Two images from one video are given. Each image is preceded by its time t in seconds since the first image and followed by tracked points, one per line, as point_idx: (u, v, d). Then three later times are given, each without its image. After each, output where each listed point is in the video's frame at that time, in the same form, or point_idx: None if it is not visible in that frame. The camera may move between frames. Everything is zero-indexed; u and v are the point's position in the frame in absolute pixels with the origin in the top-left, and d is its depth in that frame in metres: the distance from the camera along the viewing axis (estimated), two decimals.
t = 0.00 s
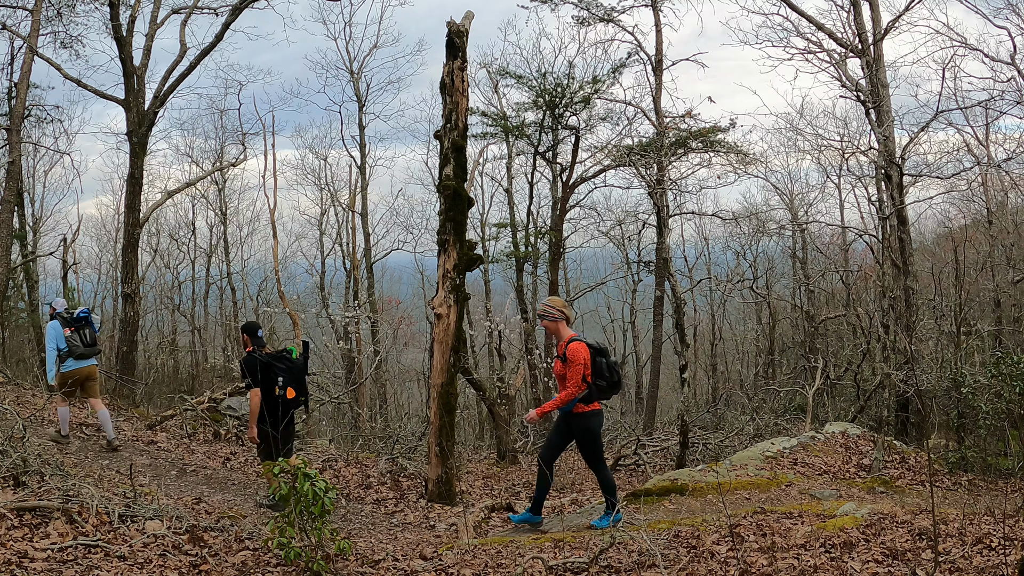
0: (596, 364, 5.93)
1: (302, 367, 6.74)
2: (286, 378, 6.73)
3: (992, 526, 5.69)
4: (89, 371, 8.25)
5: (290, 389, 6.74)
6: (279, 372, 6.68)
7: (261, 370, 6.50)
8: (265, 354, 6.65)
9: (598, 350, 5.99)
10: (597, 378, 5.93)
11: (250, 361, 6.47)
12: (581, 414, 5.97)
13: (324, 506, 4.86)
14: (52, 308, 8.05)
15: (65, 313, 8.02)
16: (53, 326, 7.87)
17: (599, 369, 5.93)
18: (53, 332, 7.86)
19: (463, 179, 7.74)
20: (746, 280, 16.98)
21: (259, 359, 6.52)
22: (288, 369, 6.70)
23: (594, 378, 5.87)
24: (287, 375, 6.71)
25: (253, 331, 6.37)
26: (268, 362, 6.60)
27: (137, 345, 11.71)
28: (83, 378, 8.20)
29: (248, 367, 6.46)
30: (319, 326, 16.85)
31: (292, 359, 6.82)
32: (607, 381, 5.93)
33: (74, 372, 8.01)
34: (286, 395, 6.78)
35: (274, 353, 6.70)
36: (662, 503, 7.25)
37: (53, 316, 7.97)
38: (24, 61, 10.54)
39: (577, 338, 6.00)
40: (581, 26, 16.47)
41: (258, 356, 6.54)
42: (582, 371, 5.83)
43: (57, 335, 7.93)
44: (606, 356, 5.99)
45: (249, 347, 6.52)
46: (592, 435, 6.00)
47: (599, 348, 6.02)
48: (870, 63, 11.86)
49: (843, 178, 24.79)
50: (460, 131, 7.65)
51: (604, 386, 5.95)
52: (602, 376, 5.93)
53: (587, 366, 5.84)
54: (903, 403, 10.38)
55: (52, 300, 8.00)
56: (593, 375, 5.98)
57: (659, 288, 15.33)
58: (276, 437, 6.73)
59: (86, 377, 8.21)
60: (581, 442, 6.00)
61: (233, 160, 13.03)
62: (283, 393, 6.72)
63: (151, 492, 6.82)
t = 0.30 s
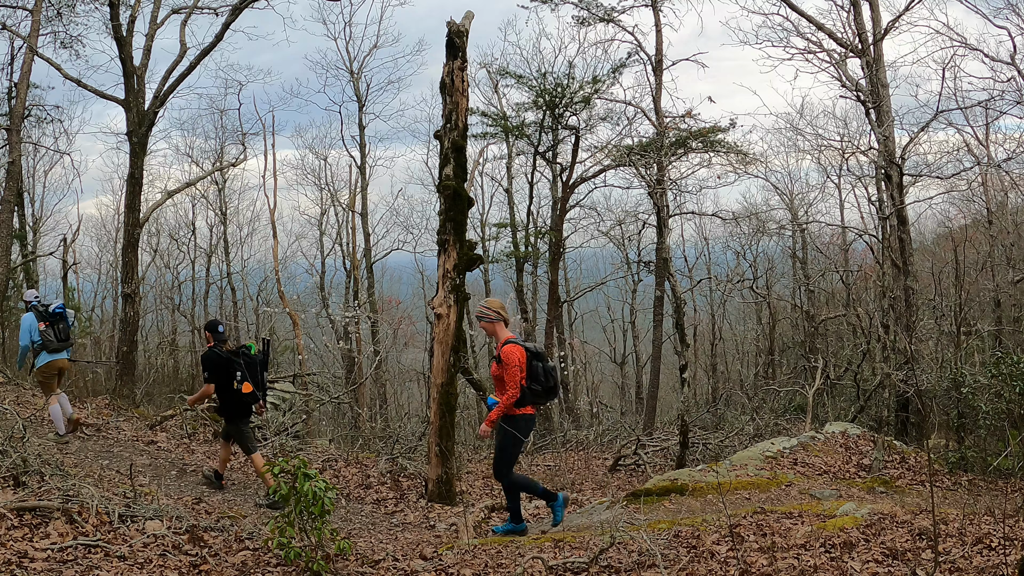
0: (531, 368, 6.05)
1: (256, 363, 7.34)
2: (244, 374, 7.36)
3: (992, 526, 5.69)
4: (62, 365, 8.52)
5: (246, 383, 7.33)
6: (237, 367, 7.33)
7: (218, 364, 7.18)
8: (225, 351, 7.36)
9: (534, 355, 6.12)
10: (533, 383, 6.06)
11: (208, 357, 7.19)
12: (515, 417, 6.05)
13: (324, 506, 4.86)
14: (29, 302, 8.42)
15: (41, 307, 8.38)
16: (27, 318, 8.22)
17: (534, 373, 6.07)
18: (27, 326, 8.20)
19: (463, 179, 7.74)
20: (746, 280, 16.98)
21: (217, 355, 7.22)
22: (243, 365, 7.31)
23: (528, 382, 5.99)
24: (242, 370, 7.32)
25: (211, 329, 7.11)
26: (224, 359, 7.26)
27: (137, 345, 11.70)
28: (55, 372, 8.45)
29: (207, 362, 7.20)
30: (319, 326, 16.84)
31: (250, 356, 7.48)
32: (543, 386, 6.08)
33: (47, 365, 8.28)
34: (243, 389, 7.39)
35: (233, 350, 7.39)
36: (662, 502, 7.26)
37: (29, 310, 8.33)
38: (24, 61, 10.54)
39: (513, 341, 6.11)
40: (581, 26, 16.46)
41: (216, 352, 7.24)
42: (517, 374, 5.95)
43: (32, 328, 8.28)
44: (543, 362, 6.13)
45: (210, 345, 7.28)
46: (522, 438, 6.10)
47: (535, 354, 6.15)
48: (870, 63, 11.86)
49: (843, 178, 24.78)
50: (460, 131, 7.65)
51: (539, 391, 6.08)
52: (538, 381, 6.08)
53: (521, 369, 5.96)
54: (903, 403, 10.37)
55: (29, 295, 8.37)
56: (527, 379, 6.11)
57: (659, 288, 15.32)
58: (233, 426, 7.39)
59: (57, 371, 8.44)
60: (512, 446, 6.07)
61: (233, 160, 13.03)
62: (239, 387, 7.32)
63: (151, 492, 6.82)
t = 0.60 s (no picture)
0: (467, 379, 6.00)
1: (221, 346, 7.38)
2: (207, 358, 7.32)
3: (991, 526, 5.70)
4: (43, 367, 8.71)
5: (209, 367, 7.31)
6: (200, 352, 7.29)
7: (185, 347, 7.12)
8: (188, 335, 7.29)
9: (474, 365, 6.03)
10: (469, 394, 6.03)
11: (175, 341, 7.10)
12: (452, 423, 6.11)
13: (324, 506, 4.86)
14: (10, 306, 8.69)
15: (21, 311, 8.66)
16: (8, 321, 8.49)
17: (471, 385, 6.03)
18: (8, 327, 8.44)
19: (463, 179, 7.74)
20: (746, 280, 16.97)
21: (181, 337, 7.17)
22: (208, 348, 7.30)
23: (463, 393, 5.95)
24: (206, 353, 7.31)
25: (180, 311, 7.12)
26: (189, 341, 7.22)
27: (137, 345, 11.70)
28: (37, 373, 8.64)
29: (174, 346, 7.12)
30: (319, 326, 16.84)
31: (213, 341, 7.46)
32: (477, 399, 6.04)
33: (28, 366, 8.50)
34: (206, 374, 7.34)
35: (197, 335, 7.35)
36: (662, 502, 7.26)
37: (10, 314, 8.61)
38: (24, 61, 10.54)
39: (455, 350, 6.03)
40: (581, 26, 16.45)
41: (181, 334, 7.21)
42: (452, 384, 5.91)
43: (13, 331, 8.51)
44: (483, 375, 6.05)
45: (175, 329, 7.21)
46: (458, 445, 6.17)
47: (477, 364, 6.06)
48: (870, 63, 11.86)
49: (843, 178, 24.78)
50: (460, 131, 7.65)
51: (474, 402, 6.06)
52: (474, 393, 6.03)
53: (455, 378, 5.89)
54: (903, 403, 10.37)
55: (10, 300, 8.65)
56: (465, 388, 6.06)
57: (659, 288, 15.32)
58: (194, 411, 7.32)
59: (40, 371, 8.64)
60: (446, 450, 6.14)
61: (233, 160, 13.02)
62: (202, 370, 7.28)
63: (151, 492, 6.82)
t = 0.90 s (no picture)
0: (398, 396, 5.96)
1: (188, 346, 7.54)
2: (173, 357, 7.46)
3: (991, 526, 5.70)
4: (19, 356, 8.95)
5: (177, 366, 7.46)
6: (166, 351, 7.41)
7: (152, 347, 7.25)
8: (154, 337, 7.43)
9: (406, 383, 5.99)
10: (400, 411, 5.97)
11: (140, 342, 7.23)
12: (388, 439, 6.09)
13: (324, 506, 4.87)
14: None
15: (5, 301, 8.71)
16: None
17: (402, 401, 5.97)
18: None
19: (463, 179, 7.75)
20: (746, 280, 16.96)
21: (148, 338, 7.31)
22: (175, 348, 7.46)
23: (392, 410, 5.92)
24: (173, 353, 7.46)
25: (147, 313, 7.26)
26: (156, 342, 7.37)
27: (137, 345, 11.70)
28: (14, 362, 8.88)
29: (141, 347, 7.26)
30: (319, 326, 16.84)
31: (178, 341, 7.59)
32: (408, 415, 5.95)
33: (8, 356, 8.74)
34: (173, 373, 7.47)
35: (162, 336, 7.48)
36: (662, 502, 7.26)
37: None
38: (24, 61, 10.54)
39: (388, 368, 6.06)
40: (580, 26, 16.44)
41: (148, 335, 7.35)
42: (380, 401, 5.91)
43: None
44: (414, 391, 5.97)
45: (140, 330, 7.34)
46: (399, 461, 6.10)
47: (410, 381, 6.01)
48: (870, 63, 11.86)
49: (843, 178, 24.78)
50: (460, 131, 7.66)
51: (407, 418, 5.98)
52: (405, 410, 5.96)
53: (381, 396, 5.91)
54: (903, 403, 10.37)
55: None
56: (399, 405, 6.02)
57: (659, 288, 15.33)
58: (164, 409, 7.48)
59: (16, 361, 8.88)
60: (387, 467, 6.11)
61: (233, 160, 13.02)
62: (170, 369, 7.43)
63: (151, 492, 6.82)
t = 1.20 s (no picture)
0: (347, 392, 6.05)
1: (155, 338, 7.84)
2: (140, 349, 7.75)
3: (992, 526, 5.70)
4: None
5: (143, 357, 7.74)
6: (135, 343, 7.73)
7: (120, 338, 7.60)
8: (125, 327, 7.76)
9: (354, 380, 6.05)
10: (350, 406, 6.08)
11: (111, 331, 7.59)
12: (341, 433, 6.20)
13: (325, 506, 4.86)
14: None
15: None
16: None
17: (351, 397, 6.07)
18: None
19: (463, 179, 7.75)
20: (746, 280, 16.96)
21: (118, 329, 7.64)
22: (143, 340, 7.76)
23: (341, 406, 6.02)
24: (141, 344, 7.76)
25: (119, 304, 7.59)
26: (125, 333, 7.69)
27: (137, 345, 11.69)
28: None
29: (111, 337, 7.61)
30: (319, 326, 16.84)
31: (147, 334, 7.90)
32: (358, 410, 6.06)
33: None
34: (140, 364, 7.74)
35: (133, 327, 7.81)
36: (662, 502, 7.26)
37: None
38: (24, 61, 10.53)
39: (336, 365, 6.13)
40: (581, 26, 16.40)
41: (119, 327, 7.68)
42: (328, 398, 6.00)
43: None
44: (363, 387, 6.04)
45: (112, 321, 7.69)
46: (354, 454, 6.22)
47: (358, 377, 6.08)
48: (870, 63, 11.85)
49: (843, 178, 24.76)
50: (460, 131, 7.66)
51: (357, 413, 6.11)
52: (355, 405, 6.07)
53: (329, 395, 5.98)
54: (903, 403, 10.38)
55: None
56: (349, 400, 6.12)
57: (659, 288, 15.33)
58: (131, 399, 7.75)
59: None
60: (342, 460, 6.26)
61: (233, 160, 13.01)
62: (137, 360, 7.71)
63: (151, 492, 6.82)
